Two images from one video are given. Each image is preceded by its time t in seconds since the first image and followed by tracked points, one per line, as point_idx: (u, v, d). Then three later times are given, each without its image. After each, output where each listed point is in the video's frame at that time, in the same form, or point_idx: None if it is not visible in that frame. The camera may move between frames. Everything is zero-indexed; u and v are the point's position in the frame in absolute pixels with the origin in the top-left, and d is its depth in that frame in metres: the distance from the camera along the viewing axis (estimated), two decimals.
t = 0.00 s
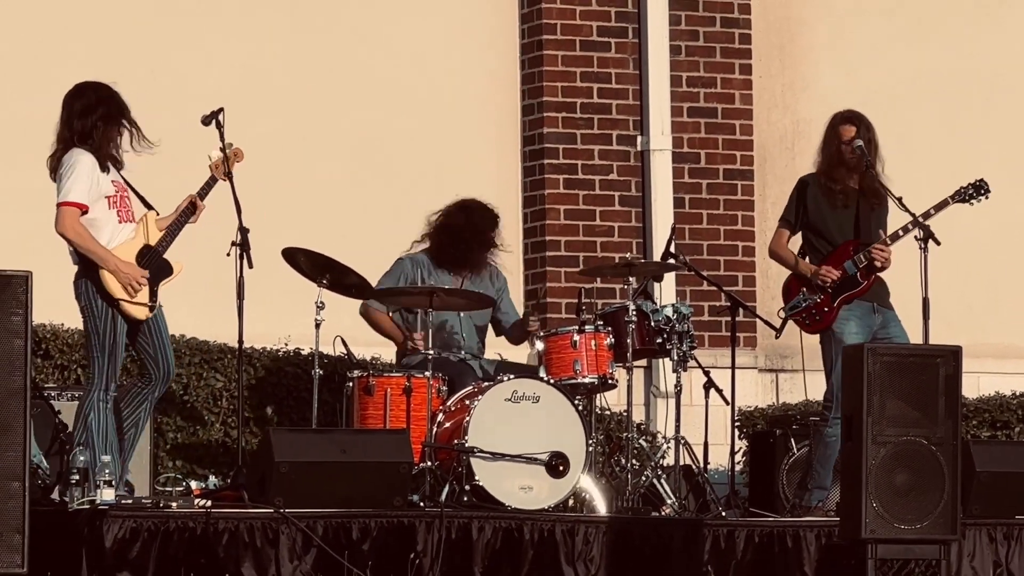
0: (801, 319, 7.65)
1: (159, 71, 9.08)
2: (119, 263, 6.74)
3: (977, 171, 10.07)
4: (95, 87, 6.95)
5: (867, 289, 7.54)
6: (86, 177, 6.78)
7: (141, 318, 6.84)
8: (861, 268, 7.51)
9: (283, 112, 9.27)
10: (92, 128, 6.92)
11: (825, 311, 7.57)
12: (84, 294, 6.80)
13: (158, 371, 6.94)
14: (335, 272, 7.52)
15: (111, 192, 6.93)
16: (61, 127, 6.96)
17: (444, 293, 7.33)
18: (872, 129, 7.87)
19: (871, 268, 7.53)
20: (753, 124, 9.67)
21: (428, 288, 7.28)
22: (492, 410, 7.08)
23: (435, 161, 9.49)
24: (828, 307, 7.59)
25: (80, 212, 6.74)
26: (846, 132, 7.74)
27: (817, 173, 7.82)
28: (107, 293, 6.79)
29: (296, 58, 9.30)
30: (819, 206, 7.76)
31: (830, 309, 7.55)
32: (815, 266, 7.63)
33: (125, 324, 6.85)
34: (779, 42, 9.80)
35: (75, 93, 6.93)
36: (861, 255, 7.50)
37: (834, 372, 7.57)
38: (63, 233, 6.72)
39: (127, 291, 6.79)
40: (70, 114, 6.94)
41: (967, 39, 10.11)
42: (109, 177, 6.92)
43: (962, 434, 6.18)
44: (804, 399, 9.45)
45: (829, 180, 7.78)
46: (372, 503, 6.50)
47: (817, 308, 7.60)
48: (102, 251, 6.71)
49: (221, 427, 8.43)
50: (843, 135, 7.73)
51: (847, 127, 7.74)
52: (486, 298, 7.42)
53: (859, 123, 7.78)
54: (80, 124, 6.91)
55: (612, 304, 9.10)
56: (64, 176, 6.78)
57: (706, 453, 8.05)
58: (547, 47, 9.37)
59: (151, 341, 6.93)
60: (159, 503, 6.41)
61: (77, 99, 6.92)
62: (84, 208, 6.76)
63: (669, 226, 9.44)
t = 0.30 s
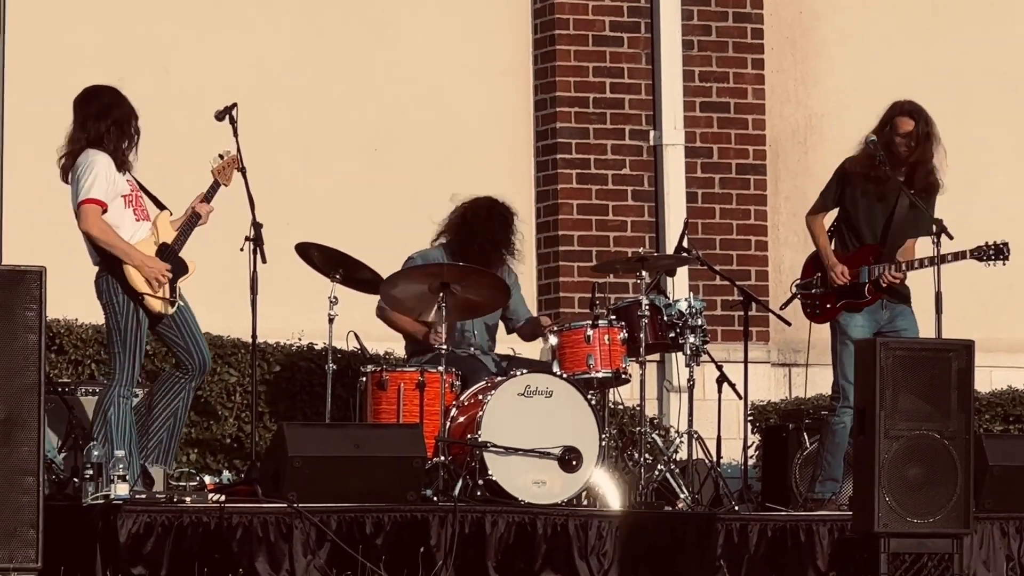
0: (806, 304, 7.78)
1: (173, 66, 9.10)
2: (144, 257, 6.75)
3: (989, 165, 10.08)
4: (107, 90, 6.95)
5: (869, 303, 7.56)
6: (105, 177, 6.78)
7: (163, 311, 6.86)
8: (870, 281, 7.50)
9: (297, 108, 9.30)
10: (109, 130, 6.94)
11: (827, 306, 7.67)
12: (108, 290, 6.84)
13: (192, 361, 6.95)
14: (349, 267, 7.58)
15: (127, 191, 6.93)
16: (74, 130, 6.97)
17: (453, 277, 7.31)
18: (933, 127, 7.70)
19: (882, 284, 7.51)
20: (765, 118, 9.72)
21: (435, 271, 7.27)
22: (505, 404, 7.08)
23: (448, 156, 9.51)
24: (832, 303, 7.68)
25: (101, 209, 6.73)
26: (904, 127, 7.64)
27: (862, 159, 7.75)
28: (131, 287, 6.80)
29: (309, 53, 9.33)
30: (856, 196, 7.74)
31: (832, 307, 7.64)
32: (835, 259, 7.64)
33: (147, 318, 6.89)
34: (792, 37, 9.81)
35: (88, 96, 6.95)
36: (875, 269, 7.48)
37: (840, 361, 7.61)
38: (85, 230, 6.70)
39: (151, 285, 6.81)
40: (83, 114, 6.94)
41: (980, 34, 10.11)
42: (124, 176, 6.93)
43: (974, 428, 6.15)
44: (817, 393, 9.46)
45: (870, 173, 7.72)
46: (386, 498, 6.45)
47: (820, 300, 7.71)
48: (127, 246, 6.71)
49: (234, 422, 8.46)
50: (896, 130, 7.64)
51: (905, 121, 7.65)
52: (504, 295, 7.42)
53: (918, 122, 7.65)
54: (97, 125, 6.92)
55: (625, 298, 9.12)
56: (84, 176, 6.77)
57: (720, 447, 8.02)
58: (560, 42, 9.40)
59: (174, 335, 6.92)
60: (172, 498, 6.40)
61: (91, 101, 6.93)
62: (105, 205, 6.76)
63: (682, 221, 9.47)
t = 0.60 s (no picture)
0: (823, 293, 7.80)
1: (190, 62, 9.14)
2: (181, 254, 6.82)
3: (1005, 159, 10.09)
4: (156, 92, 7.10)
5: (892, 299, 7.58)
6: (148, 171, 6.87)
7: (196, 310, 6.91)
8: (894, 278, 7.54)
9: (313, 103, 9.33)
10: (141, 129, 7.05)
11: (845, 298, 7.70)
12: (140, 284, 6.86)
13: (204, 369, 7.00)
14: (365, 262, 7.60)
15: (168, 189, 7.04)
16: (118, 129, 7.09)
17: (473, 277, 7.33)
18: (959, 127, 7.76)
19: (904, 281, 7.55)
20: (779, 113, 9.74)
21: (455, 270, 7.29)
22: (520, 396, 7.11)
23: (463, 150, 9.52)
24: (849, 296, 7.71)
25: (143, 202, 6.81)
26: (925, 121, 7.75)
27: (885, 154, 7.76)
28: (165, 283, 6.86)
29: (325, 49, 9.37)
30: (879, 191, 7.73)
31: (850, 299, 7.67)
32: (856, 251, 7.66)
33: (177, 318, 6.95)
34: (806, 31, 9.84)
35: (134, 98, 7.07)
36: (901, 267, 7.51)
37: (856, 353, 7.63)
38: (125, 221, 6.77)
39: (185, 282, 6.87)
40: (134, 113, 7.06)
41: (995, 27, 10.13)
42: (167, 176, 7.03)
43: (989, 421, 6.08)
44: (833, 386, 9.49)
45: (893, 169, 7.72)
46: (401, 492, 6.46)
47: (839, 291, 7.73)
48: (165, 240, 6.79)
49: (251, 416, 8.50)
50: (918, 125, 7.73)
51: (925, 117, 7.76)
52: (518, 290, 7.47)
53: (939, 119, 7.74)
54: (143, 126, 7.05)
55: (640, 292, 9.14)
56: (128, 167, 6.86)
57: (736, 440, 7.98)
58: (575, 37, 9.43)
59: (196, 335, 7.00)
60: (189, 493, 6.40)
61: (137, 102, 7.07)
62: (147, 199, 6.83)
63: (697, 214, 9.48)
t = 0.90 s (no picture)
0: (848, 300, 7.76)
1: (206, 59, 9.19)
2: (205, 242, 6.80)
3: (1016, 154, 10.15)
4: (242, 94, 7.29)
5: (915, 279, 7.58)
6: (201, 155, 6.97)
7: (205, 300, 6.86)
8: (912, 257, 7.52)
9: (328, 99, 9.39)
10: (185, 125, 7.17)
11: (873, 295, 7.65)
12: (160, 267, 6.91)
13: (210, 360, 6.97)
14: (381, 257, 7.63)
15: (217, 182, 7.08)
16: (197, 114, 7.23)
17: (487, 267, 7.34)
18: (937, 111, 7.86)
19: (921, 258, 7.54)
20: (794, 108, 9.75)
21: (470, 260, 7.30)
22: (538, 393, 7.14)
23: (478, 146, 9.59)
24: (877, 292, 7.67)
25: (183, 179, 6.88)
26: (910, 111, 7.77)
27: (874, 156, 7.84)
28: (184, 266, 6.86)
29: (340, 45, 9.42)
30: (877, 188, 7.77)
31: (879, 294, 7.64)
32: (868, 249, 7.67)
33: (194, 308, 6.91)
34: (820, 26, 9.87)
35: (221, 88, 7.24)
36: (913, 244, 7.51)
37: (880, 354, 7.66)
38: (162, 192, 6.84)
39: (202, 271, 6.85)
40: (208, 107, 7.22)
41: (1006, 23, 10.20)
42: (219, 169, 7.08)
43: (1004, 415, 5.92)
44: (847, 379, 9.53)
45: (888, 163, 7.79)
46: (416, 488, 6.46)
47: (865, 292, 7.68)
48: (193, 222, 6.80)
49: (266, 412, 8.54)
50: (901, 115, 7.74)
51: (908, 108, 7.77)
52: (532, 286, 7.48)
53: (923, 108, 7.78)
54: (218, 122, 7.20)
55: (655, 288, 9.18)
56: (183, 146, 6.97)
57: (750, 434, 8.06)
58: (590, 33, 9.44)
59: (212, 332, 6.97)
60: (205, 488, 6.42)
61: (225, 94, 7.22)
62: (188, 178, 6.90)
63: (712, 210, 9.52)
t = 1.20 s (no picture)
0: (869, 301, 7.76)
1: (228, 53, 9.20)
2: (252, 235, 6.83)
3: None
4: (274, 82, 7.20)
5: (936, 279, 7.58)
6: (243, 148, 6.95)
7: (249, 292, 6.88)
8: (933, 257, 7.52)
9: (350, 93, 9.40)
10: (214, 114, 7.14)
11: (894, 296, 7.67)
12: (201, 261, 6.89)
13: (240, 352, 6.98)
14: (403, 251, 7.64)
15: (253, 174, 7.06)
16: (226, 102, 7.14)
17: (507, 263, 7.35)
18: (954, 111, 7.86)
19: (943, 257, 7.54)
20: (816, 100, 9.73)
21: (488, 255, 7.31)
22: (560, 386, 7.14)
23: (500, 139, 9.59)
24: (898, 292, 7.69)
25: (231, 173, 6.85)
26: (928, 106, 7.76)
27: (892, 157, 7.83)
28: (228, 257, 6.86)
29: (362, 39, 9.42)
30: (895, 187, 7.76)
31: (899, 294, 7.66)
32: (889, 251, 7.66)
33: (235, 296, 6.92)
34: (842, 19, 9.87)
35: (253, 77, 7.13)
36: (934, 245, 7.51)
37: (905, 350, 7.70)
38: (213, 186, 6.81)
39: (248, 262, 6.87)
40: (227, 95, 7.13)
41: None
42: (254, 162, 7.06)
43: None
44: (870, 373, 9.53)
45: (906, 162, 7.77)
46: (441, 482, 6.48)
47: (886, 293, 7.70)
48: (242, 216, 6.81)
49: (289, 406, 8.57)
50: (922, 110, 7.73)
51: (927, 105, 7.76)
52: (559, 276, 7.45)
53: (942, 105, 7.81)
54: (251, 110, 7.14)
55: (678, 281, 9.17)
56: (224, 140, 6.93)
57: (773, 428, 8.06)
58: (612, 25, 9.45)
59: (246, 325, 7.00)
60: (227, 482, 6.42)
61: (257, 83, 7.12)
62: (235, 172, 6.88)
63: (735, 203, 9.50)
